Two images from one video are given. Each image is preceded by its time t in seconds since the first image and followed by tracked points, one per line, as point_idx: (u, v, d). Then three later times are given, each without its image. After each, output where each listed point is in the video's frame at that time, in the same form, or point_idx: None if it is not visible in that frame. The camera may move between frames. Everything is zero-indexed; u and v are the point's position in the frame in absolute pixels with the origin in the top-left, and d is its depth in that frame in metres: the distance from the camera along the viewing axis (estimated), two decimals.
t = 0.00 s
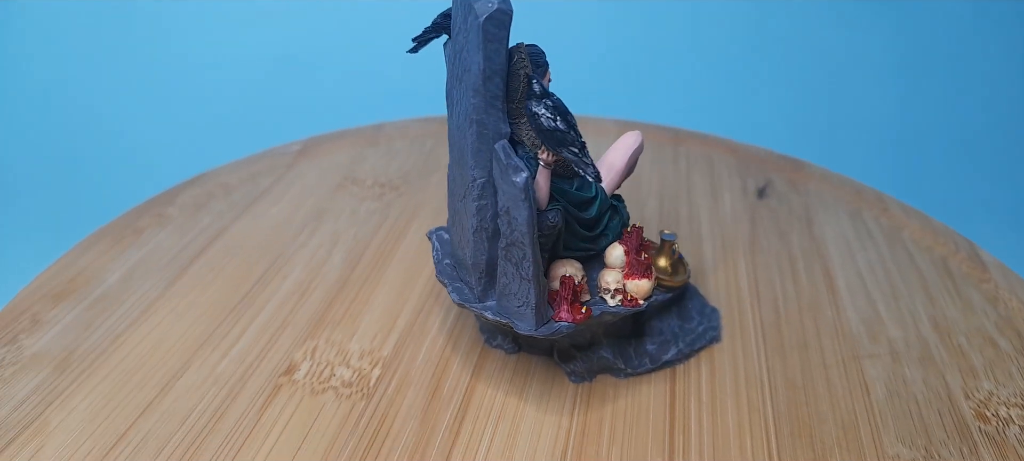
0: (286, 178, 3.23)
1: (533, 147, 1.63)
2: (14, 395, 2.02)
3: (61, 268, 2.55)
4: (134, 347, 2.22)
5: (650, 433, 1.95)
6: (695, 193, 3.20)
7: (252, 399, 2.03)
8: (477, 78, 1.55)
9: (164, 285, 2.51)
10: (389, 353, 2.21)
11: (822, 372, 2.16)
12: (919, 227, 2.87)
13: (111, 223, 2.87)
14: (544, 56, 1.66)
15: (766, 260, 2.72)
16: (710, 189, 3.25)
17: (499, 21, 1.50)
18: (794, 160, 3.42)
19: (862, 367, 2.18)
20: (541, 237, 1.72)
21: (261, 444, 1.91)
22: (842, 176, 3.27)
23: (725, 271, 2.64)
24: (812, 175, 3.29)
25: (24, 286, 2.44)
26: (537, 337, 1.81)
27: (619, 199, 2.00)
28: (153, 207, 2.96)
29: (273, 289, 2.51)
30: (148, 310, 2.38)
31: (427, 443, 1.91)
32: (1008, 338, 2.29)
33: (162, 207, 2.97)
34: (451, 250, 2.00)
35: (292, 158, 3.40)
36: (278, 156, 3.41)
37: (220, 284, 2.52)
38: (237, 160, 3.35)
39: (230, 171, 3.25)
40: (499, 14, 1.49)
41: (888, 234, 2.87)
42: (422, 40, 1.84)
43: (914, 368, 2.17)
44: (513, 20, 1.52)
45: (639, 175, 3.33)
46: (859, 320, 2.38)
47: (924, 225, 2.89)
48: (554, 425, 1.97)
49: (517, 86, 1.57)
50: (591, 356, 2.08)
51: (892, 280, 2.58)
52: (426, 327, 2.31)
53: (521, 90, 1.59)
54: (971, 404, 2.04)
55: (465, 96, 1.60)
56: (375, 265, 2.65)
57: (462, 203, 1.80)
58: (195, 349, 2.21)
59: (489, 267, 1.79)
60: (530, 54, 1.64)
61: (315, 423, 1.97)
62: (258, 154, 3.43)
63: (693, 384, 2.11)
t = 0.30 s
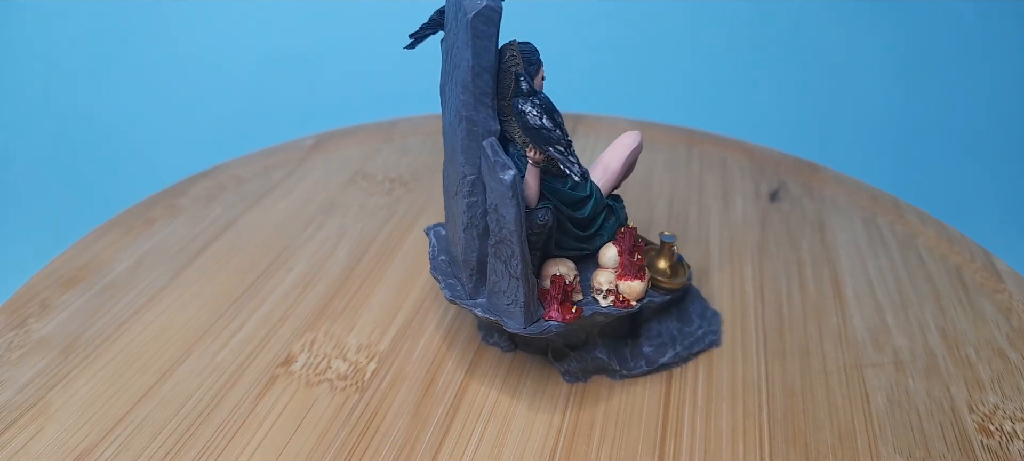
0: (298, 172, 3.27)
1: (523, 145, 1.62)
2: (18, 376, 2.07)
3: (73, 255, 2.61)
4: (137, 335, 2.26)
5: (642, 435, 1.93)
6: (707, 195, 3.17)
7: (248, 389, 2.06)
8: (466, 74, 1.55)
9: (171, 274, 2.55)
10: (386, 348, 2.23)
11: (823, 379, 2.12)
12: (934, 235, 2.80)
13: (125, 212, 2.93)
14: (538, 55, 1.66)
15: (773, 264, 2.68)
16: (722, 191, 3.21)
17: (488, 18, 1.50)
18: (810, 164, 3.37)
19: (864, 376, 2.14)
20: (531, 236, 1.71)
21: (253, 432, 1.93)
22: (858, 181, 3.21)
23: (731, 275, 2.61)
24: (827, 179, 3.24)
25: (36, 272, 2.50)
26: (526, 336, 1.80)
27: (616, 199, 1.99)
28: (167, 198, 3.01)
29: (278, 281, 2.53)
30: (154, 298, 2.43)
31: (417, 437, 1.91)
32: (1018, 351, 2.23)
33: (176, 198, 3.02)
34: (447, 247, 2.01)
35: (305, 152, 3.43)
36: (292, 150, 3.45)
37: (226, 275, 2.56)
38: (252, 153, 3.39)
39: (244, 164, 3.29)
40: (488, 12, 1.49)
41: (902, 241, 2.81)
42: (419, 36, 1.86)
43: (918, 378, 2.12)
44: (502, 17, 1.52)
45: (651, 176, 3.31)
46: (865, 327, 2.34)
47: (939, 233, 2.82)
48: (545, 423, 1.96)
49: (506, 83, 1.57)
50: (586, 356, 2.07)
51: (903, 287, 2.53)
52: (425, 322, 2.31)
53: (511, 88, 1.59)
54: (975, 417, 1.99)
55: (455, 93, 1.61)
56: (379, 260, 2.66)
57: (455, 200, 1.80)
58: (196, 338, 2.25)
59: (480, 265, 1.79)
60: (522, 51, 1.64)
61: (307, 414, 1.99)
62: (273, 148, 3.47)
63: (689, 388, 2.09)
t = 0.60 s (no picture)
0: (315, 164, 3.31)
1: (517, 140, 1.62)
2: (30, 354, 2.13)
3: (92, 239, 2.68)
4: (147, 318, 2.32)
5: (635, 435, 1.92)
6: (722, 197, 3.13)
7: (249, 375, 2.10)
8: (461, 69, 1.56)
9: (184, 260, 2.61)
10: (387, 339, 2.24)
11: (824, 386, 2.08)
12: (953, 243, 2.73)
13: (144, 199, 3.00)
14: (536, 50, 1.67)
15: (784, 268, 2.63)
16: (737, 193, 3.16)
17: (482, 12, 1.51)
18: (830, 168, 3.31)
19: (868, 384, 2.10)
20: (525, 232, 1.71)
21: (251, 416, 1.96)
22: (879, 186, 3.14)
23: (740, 278, 2.58)
24: (846, 183, 3.18)
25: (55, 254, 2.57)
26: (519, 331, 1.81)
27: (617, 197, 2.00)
28: (186, 186, 3.07)
29: (286, 271, 2.57)
30: (166, 282, 2.48)
31: (410, 427, 1.92)
32: None
33: (194, 186, 3.09)
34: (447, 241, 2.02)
35: (324, 144, 3.48)
36: (311, 142, 3.50)
37: (236, 262, 2.60)
38: (271, 144, 3.44)
39: (263, 155, 3.34)
40: (482, 6, 1.50)
41: (920, 248, 2.75)
42: (422, 30, 1.87)
43: (924, 388, 2.07)
44: (497, 12, 1.52)
45: (666, 177, 3.28)
46: (873, 335, 2.29)
47: (959, 241, 2.75)
48: (538, 420, 1.96)
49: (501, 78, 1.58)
50: (583, 354, 2.04)
51: (916, 296, 2.47)
52: (427, 315, 2.33)
53: (506, 82, 1.59)
54: (980, 430, 1.94)
55: (451, 87, 1.62)
56: (387, 252, 2.68)
57: (452, 193, 1.81)
58: (203, 323, 2.30)
59: (475, 259, 1.80)
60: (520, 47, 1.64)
61: (305, 401, 2.02)
62: (293, 139, 3.52)
63: (687, 390, 2.07)
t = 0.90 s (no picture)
0: (328, 161, 3.34)
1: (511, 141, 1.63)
2: (40, 341, 2.19)
3: (106, 231, 2.74)
4: (154, 308, 2.36)
5: (627, 439, 1.93)
6: (732, 201, 3.10)
7: (250, 368, 2.13)
8: (455, 69, 1.57)
9: (194, 252, 2.65)
10: (387, 335, 2.26)
11: (824, 394, 2.06)
12: (966, 252, 2.68)
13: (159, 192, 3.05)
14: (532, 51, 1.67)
15: (791, 274, 2.60)
16: (748, 197, 3.13)
17: (477, 13, 1.52)
18: (845, 173, 3.26)
19: (869, 393, 2.07)
20: (519, 232, 1.72)
21: (249, 408, 1.99)
22: (894, 193, 3.09)
23: (745, 284, 2.55)
24: (861, 189, 3.13)
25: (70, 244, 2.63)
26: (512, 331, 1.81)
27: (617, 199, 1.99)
28: (201, 180, 3.13)
29: (293, 265, 2.60)
30: (175, 274, 2.53)
31: (404, 424, 1.94)
32: None
33: (208, 180, 3.14)
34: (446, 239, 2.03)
35: (338, 141, 3.51)
36: (325, 138, 3.53)
37: (244, 256, 2.64)
38: (287, 140, 3.49)
39: (277, 151, 3.39)
40: (476, 7, 1.51)
41: (932, 257, 2.70)
42: (423, 30, 1.87)
43: (926, 399, 2.04)
44: (492, 12, 1.53)
45: (677, 180, 3.26)
46: (878, 344, 2.25)
47: (973, 250, 2.70)
48: (531, 421, 1.97)
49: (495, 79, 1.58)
50: (580, 355, 2.05)
51: (925, 304, 2.43)
52: (428, 313, 2.34)
53: (500, 83, 1.60)
54: (981, 443, 1.91)
55: (447, 87, 1.63)
56: (393, 249, 2.70)
57: (449, 192, 1.82)
58: (208, 315, 2.34)
59: (470, 257, 1.81)
60: (516, 48, 1.64)
61: (303, 394, 2.04)
62: (307, 135, 3.55)
63: (684, 394, 2.06)
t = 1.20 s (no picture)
0: (338, 157, 3.37)
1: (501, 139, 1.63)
2: (45, 328, 2.23)
3: (116, 222, 2.80)
4: (158, 300, 2.40)
5: (617, 440, 1.92)
6: (739, 205, 3.07)
7: (247, 360, 2.16)
8: (446, 66, 1.57)
9: (200, 246, 2.69)
10: (384, 331, 2.28)
11: (819, 402, 2.04)
12: (976, 262, 2.63)
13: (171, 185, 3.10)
14: (525, 49, 1.67)
15: (794, 280, 2.57)
16: (756, 201, 3.10)
17: (467, 10, 1.52)
18: (857, 179, 3.21)
19: (866, 402, 2.04)
20: (508, 231, 1.72)
21: (243, 400, 2.02)
22: (905, 200, 3.04)
23: (746, 289, 2.53)
24: (871, 196, 3.08)
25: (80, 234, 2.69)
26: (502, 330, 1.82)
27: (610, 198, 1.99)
28: (212, 174, 3.16)
29: (296, 261, 2.63)
30: (180, 267, 2.57)
31: (394, 419, 1.95)
32: None
33: (219, 175, 3.18)
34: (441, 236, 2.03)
35: (349, 138, 3.54)
36: (336, 134, 3.55)
37: (249, 251, 2.68)
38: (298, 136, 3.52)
39: (288, 147, 3.42)
40: (467, 4, 1.51)
41: (941, 265, 2.65)
42: (421, 27, 1.88)
43: (925, 410, 2.01)
44: (482, 10, 1.53)
45: (685, 183, 3.24)
46: (879, 353, 2.22)
47: (983, 260, 2.64)
48: (522, 420, 1.96)
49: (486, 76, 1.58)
50: (572, 355, 2.06)
51: (930, 314, 2.39)
52: (426, 310, 2.35)
53: (491, 81, 1.60)
54: (978, 456, 1.88)
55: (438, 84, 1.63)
56: (396, 246, 2.71)
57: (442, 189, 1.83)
58: (210, 308, 2.37)
59: (462, 255, 1.81)
60: (509, 46, 1.65)
61: (297, 388, 2.06)
62: (319, 132, 3.58)
63: (677, 398, 2.04)
